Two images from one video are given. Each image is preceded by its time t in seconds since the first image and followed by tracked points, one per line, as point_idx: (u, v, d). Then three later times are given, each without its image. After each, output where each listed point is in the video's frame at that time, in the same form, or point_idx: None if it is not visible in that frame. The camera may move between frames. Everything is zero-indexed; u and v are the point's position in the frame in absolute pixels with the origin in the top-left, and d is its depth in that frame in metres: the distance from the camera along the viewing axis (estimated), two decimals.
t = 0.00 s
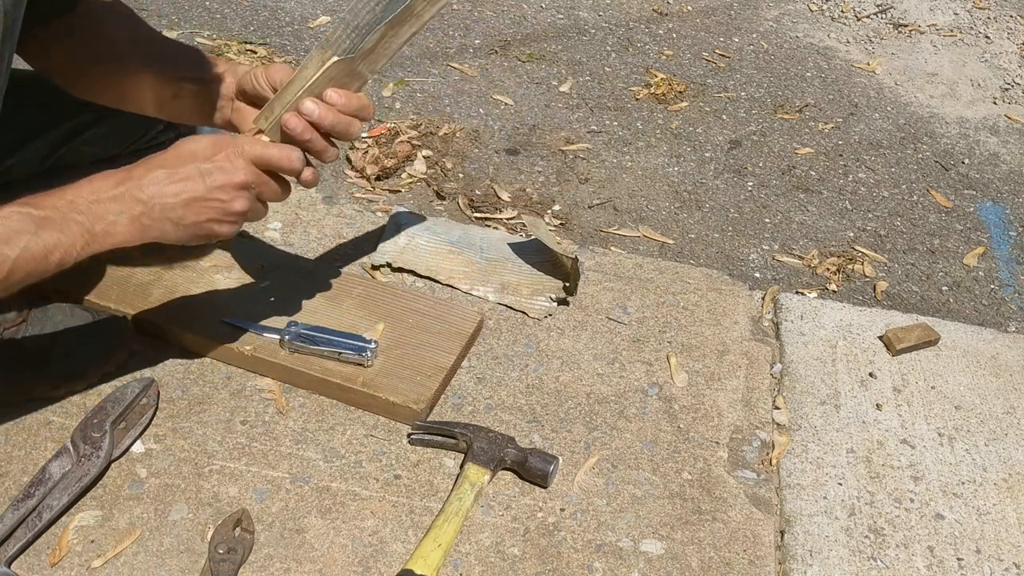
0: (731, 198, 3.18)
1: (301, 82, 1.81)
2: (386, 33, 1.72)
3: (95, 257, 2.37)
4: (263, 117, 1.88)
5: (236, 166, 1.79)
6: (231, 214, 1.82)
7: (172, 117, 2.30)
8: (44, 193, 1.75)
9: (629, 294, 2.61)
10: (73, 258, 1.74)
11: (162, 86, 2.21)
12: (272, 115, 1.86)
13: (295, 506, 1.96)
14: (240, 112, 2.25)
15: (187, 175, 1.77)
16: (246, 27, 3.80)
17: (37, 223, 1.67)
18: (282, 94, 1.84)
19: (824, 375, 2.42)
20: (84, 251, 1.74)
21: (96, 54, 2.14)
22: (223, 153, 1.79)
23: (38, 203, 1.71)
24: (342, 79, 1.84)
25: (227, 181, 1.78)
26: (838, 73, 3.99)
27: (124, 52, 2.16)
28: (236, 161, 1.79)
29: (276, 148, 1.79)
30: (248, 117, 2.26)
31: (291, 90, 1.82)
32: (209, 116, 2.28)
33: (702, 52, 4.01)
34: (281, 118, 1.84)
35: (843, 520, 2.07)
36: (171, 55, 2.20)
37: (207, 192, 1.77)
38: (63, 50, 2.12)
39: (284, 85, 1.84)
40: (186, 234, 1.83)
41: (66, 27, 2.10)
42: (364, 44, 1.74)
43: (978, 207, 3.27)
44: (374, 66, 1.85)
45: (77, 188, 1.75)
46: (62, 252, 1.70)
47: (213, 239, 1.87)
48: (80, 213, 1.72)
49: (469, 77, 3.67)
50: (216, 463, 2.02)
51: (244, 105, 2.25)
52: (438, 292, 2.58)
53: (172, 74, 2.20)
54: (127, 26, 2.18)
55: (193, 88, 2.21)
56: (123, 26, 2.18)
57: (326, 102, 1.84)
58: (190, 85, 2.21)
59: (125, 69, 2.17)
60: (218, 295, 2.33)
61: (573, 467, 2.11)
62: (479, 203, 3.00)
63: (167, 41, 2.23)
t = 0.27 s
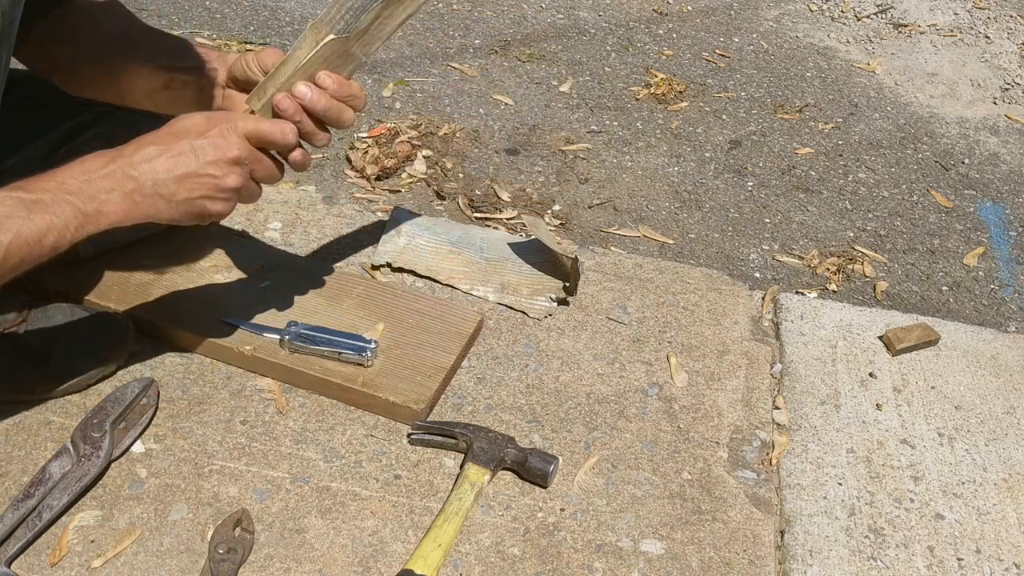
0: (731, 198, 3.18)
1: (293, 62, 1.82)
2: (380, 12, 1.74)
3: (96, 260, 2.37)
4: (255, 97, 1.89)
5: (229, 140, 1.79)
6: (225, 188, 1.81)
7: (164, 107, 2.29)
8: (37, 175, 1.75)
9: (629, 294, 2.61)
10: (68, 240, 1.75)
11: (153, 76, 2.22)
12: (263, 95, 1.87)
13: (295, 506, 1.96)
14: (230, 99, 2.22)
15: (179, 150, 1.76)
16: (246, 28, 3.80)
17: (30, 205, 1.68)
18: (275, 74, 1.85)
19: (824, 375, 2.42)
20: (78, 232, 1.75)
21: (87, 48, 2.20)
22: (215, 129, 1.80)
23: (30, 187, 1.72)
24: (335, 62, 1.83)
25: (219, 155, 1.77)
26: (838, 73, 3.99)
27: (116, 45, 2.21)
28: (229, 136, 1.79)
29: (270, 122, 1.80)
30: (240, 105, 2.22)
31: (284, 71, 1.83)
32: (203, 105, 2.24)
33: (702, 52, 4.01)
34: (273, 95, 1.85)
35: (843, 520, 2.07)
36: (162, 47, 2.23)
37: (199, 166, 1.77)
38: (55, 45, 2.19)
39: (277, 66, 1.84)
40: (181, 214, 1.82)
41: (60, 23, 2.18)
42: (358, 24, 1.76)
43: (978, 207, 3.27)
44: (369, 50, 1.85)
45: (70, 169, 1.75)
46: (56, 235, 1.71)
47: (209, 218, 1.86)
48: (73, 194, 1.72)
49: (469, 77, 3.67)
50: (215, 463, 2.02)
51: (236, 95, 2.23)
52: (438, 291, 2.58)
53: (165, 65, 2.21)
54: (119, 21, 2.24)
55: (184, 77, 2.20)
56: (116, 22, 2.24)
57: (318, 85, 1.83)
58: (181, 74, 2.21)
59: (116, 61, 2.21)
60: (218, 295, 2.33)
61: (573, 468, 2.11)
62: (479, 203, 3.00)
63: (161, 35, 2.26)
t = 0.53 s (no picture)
0: (731, 198, 3.18)
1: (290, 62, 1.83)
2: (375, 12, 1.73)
3: (97, 261, 2.38)
4: (251, 97, 1.90)
5: (225, 134, 1.79)
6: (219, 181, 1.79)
7: (168, 110, 2.32)
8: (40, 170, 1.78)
9: (629, 294, 2.61)
10: (68, 233, 1.77)
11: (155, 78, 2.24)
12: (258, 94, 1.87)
13: (295, 506, 1.96)
14: (231, 101, 2.18)
15: (175, 143, 1.77)
16: (246, 28, 3.80)
17: (30, 197, 1.70)
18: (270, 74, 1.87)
19: (824, 375, 2.42)
20: (77, 225, 1.76)
21: (87, 48, 2.21)
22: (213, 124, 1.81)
23: (32, 180, 1.74)
24: (330, 62, 1.83)
25: (214, 148, 1.77)
26: (838, 73, 3.99)
27: (117, 46, 2.23)
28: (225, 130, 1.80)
29: (266, 119, 1.80)
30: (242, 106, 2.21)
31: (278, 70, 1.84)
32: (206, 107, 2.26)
33: (702, 52, 4.01)
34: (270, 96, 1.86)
35: (843, 520, 2.07)
36: (163, 48, 2.25)
37: (193, 158, 1.76)
38: (55, 45, 2.19)
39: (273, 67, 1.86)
40: (177, 208, 1.81)
41: (60, 23, 2.18)
42: (353, 24, 1.75)
43: (978, 207, 3.27)
44: (365, 49, 1.84)
45: (71, 162, 1.78)
46: (56, 227, 1.73)
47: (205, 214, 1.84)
48: (71, 187, 1.74)
49: (469, 77, 3.67)
50: (215, 463, 2.02)
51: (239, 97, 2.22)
52: (438, 292, 2.58)
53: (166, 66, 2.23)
54: (119, 22, 2.26)
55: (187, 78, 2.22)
56: (115, 23, 2.25)
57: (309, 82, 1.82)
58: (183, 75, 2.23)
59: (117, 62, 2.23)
60: (219, 295, 2.34)
61: (573, 467, 2.11)
62: (479, 203, 3.01)
63: (161, 36, 2.28)
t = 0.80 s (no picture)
0: (731, 198, 3.18)
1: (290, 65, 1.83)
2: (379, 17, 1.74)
3: (97, 260, 2.38)
4: (252, 97, 1.90)
5: (225, 133, 1.80)
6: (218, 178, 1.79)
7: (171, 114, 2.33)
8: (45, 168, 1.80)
9: (629, 294, 2.61)
10: (70, 230, 1.77)
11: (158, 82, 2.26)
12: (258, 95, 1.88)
13: (295, 506, 1.96)
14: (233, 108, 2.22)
15: (176, 140, 1.78)
16: (246, 28, 3.80)
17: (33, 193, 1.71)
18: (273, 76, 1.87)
19: (824, 375, 2.42)
20: (79, 222, 1.77)
21: (90, 51, 2.21)
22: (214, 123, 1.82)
23: (36, 176, 1.76)
24: (331, 67, 1.82)
25: (213, 145, 1.78)
26: (838, 73, 3.99)
27: (119, 50, 2.23)
28: (226, 129, 1.81)
29: (264, 122, 1.81)
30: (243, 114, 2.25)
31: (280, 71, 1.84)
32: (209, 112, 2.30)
33: (702, 52, 4.01)
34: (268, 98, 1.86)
35: (843, 520, 2.07)
36: (164, 52, 2.27)
37: (193, 155, 1.77)
38: (58, 48, 2.19)
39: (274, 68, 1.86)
40: (176, 205, 1.80)
41: (62, 26, 2.19)
42: (356, 30, 1.76)
43: (978, 207, 3.27)
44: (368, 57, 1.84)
45: (75, 159, 1.79)
46: (59, 223, 1.74)
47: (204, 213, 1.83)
48: (74, 183, 1.75)
49: (468, 77, 3.67)
50: (216, 463, 2.02)
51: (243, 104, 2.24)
52: (438, 291, 2.58)
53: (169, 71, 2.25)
54: (121, 25, 2.27)
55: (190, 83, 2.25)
56: (117, 26, 2.26)
57: (305, 84, 1.80)
58: (186, 80, 2.25)
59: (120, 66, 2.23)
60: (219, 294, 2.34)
61: (573, 467, 2.11)
62: (479, 203, 3.01)
63: (161, 40, 2.30)
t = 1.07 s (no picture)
0: (731, 198, 3.18)
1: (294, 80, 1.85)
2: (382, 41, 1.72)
3: (96, 261, 2.38)
4: (257, 111, 1.93)
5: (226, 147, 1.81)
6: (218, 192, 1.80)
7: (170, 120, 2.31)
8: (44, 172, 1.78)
9: (629, 294, 2.61)
10: (69, 237, 1.77)
11: (158, 86, 2.22)
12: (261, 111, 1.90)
13: (295, 506, 1.96)
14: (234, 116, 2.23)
15: (178, 153, 1.79)
16: (246, 28, 3.80)
17: (34, 199, 1.71)
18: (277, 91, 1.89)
19: (824, 375, 2.42)
20: (79, 229, 1.77)
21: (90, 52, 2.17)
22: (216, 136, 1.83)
23: (36, 182, 1.75)
24: (335, 84, 1.83)
25: (215, 160, 1.79)
26: (838, 73, 3.99)
27: (119, 52, 2.19)
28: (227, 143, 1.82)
29: (268, 137, 1.81)
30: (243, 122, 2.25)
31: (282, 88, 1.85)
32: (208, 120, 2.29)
33: (702, 52, 4.01)
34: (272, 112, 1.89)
35: (843, 520, 2.07)
36: (164, 55, 2.24)
37: (195, 168, 1.78)
38: (58, 48, 2.15)
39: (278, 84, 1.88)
40: (177, 216, 1.82)
41: (62, 27, 2.15)
42: (360, 50, 1.75)
43: (978, 207, 3.27)
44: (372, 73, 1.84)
45: (76, 165, 1.78)
46: (58, 231, 1.73)
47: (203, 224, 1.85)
48: (76, 190, 1.74)
49: (468, 77, 3.67)
50: (216, 463, 2.02)
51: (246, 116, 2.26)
52: (438, 291, 2.58)
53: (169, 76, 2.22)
54: (120, 27, 2.24)
55: (191, 89, 2.23)
56: (116, 27, 2.23)
57: (309, 101, 1.82)
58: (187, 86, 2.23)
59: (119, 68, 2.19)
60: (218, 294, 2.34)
61: (573, 467, 2.11)
62: (479, 203, 3.00)
63: (161, 44, 2.27)
